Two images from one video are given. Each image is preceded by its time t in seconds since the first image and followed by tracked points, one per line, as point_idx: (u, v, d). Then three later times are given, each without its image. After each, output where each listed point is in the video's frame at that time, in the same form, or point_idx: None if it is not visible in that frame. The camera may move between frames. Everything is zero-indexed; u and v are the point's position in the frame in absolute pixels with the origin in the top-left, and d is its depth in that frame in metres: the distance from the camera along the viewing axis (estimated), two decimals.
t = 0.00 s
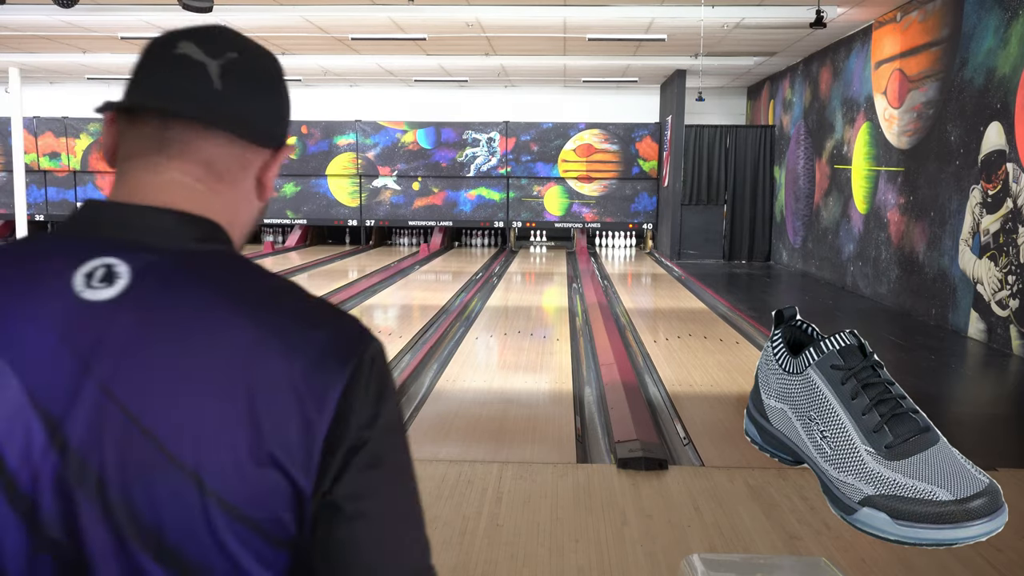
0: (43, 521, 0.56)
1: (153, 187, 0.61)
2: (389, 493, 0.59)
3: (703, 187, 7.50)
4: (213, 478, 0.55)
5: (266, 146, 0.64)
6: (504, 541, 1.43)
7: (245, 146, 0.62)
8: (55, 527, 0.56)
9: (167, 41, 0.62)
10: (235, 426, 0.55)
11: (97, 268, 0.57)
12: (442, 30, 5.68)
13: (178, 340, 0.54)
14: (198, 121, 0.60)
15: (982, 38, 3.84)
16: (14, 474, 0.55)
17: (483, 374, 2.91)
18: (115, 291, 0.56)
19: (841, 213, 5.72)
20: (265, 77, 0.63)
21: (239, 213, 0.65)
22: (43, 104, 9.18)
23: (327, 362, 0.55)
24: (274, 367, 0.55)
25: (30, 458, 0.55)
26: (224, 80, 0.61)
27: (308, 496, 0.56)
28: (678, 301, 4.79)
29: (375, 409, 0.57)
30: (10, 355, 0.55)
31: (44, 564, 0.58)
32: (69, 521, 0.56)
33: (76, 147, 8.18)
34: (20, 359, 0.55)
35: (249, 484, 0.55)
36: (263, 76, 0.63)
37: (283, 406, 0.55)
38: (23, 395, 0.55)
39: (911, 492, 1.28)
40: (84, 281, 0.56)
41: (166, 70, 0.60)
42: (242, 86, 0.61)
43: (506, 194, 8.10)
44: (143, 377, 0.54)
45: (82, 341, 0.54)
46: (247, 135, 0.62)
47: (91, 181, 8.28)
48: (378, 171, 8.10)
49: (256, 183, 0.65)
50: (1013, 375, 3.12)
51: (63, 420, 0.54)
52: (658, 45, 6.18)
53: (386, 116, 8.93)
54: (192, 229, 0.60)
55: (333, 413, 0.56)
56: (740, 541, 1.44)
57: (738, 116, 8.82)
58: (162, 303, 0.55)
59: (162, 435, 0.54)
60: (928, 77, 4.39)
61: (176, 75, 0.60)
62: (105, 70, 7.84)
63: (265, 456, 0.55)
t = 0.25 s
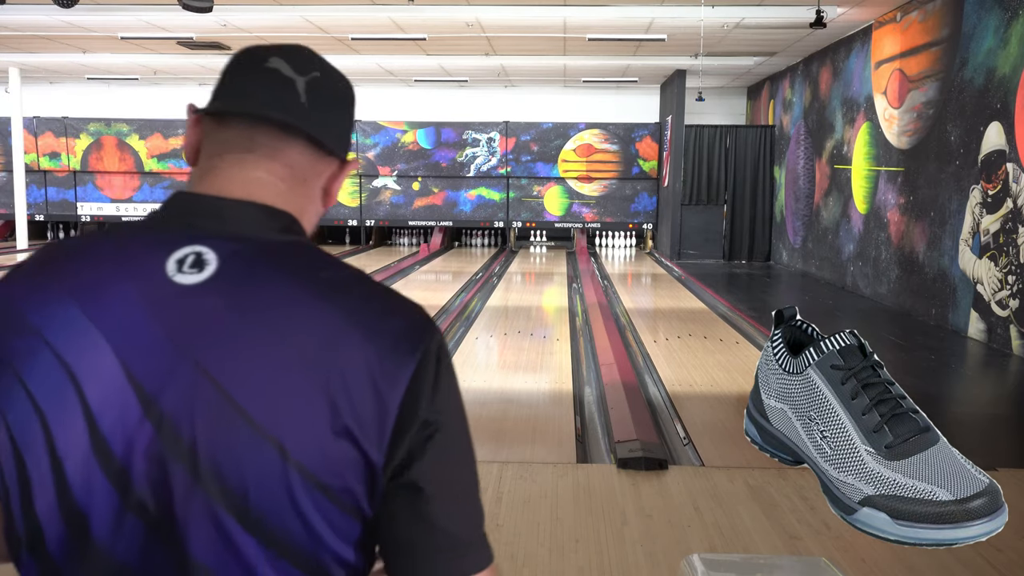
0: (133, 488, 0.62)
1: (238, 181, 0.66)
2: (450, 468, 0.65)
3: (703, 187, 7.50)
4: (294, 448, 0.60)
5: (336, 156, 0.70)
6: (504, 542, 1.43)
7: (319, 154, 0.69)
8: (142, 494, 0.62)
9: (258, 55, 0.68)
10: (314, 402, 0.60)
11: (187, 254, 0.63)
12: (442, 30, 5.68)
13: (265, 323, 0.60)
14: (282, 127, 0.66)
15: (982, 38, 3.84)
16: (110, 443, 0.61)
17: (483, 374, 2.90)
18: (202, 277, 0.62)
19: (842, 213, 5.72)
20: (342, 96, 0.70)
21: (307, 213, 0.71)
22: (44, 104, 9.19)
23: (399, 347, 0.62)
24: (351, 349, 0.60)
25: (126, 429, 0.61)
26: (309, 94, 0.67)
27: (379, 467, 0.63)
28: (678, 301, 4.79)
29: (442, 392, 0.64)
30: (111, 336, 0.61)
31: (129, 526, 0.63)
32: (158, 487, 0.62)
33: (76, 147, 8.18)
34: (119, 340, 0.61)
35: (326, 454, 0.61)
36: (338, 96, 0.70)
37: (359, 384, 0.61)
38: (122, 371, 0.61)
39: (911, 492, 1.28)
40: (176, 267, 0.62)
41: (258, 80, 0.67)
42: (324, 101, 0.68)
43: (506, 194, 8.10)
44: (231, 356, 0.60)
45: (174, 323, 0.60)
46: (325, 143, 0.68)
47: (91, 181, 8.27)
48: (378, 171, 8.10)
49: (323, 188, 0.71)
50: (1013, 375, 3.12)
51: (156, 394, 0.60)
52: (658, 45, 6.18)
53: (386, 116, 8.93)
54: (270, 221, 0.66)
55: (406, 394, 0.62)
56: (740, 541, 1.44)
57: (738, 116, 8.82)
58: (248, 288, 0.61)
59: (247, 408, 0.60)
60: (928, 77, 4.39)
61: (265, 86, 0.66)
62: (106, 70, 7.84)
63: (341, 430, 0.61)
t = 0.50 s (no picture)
0: (165, 466, 0.62)
1: (281, 183, 0.69)
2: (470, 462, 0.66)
3: (703, 187, 7.51)
4: (323, 434, 0.61)
5: (376, 162, 0.72)
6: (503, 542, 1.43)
7: (359, 162, 0.71)
8: (174, 473, 0.62)
9: (308, 65, 0.71)
10: (342, 391, 0.62)
11: (229, 247, 0.65)
12: (442, 30, 5.68)
13: (298, 312, 0.62)
14: (325, 134, 0.69)
15: (982, 38, 3.84)
16: (146, 422, 0.62)
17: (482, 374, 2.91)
18: (242, 269, 0.64)
19: (842, 213, 5.71)
20: (386, 108, 0.73)
21: (345, 216, 0.73)
22: (44, 103, 9.20)
23: (426, 343, 0.63)
24: (379, 342, 0.62)
25: (161, 410, 0.62)
26: (353, 104, 0.70)
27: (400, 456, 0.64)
28: (678, 301, 4.79)
29: (464, 388, 0.66)
30: (153, 317, 0.62)
31: (160, 505, 0.63)
32: (188, 468, 0.62)
33: (77, 147, 8.19)
34: (160, 322, 0.62)
35: (352, 440, 0.62)
36: (381, 107, 0.72)
37: (386, 374, 0.62)
38: (160, 352, 0.62)
39: (910, 492, 1.28)
40: (218, 258, 0.64)
41: (306, 87, 0.69)
42: (368, 112, 0.70)
43: (506, 194, 8.10)
44: (266, 341, 0.61)
45: (214, 309, 0.62)
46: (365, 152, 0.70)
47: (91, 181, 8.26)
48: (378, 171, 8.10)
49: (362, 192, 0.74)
50: (1013, 375, 3.12)
51: (193, 376, 0.61)
52: (658, 45, 6.18)
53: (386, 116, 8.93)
54: (308, 218, 0.69)
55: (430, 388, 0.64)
56: (741, 540, 1.44)
57: (738, 116, 8.82)
58: (285, 280, 0.63)
59: (279, 393, 0.61)
60: (928, 77, 4.39)
61: (313, 93, 0.69)
62: (105, 70, 7.84)
63: (367, 417, 0.62)
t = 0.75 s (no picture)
0: (175, 456, 0.62)
1: (297, 185, 0.71)
2: (481, 456, 0.67)
3: (703, 187, 7.51)
4: (332, 426, 0.61)
5: (395, 164, 0.72)
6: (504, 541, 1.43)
7: (378, 163, 0.72)
8: (184, 463, 0.62)
9: (330, 71, 0.73)
10: (351, 383, 0.61)
11: (244, 246, 0.66)
12: (442, 30, 5.68)
13: (307, 305, 0.62)
14: (339, 135, 0.70)
15: (982, 38, 3.84)
16: (160, 413, 0.62)
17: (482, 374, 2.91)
18: (257, 266, 0.64)
19: (842, 213, 5.71)
20: (402, 107, 0.73)
21: (366, 218, 0.74)
22: (44, 103, 9.20)
23: (434, 338, 0.64)
24: (385, 336, 0.62)
25: (175, 400, 0.62)
26: (368, 103, 0.70)
27: (409, 448, 0.65)
28: (678, 301, 4.79)
29: (472, 383, 0.66)
30: (167, 310, 0.63)
31: (169, 495, 0.62)
32: (197, 457, 0.62)
33: (77, 147, 8.19)
34: (175, 315, 0.63)
35: (360, 432, 0.62)
36: (401, 108, 0.72)
37: (394, 366, 0.62)
38: (175, 345, 0.63)
39: (910, 492, 1.28)
40: (234, 256, 0.65)
41: (322, 90, 0.71)
42: (383, 111, 0.71)
43: (506, 194, 8.10)
44: (275, 333, 0.61)
45: (227, 302, 0.63)
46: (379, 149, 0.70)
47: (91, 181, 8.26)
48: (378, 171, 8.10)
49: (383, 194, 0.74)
50: (1013, 375, 3.12)
51: (206, 367, 0.62)
52: (658, 45, 6.18)
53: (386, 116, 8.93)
54: (320, 219, 0.69)
55: (440, 382, 0.64)
56: (741, 540, 1.44)
57: (738, 116, 8.82)
58: (297, 276, 0.64)
59: (289, 384, 0.61)
60: (928, 77, 4.39)
61: (330, 96, 0.70)
62: (105, 70, 7.84)
63: (375, 409, 0.62)
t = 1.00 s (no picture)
0: (191, 439, 0.63)
1: (307, 186, 0.73)
2: (495, 436, 0.69)
3: (702, 187, 7.51)
4: (347, 407, 0.63)
5: (402, 165, 0.74)
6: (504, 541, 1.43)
7: (384, 164, 0.73)
8: (200, 444, 0.63)
9: (339, 82, 0.76)
10: (365, 366, 0.63)
11: (258, 242, 0.69)
12: (442, 30, 5.68)
13: (321, 294, 0.64)
14: (345, 139, 0.72)
15: (982, 38, 3.84)
16: (177, 397, 0.63)
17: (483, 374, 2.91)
18: (271, 259, 0.67)
19: (841, 213, 5.71)
20: (406, 110, 0.75)
21: (374, 219, 0.75)
22: (44, 103, 9.21)
23: (442, 328, 0.66)
24: (396, 321, 0.64)
25: (193, 384, 0.63)
26: (371, 107, 0.73)
27: (417, 432, 0.66)
28: (678, 301, 4.79)
29: (481, 370, 0.68)
30: (186, 300, 0.65)
31: (186, 477, 0.63)
32: (213, 440, 0.63)
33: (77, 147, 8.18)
34: (193, 304, 0.65)
35: (373, 414, 0.63)
36: (407, 113, 0.75)
37: (406, 349, 0.64)
38: (192, 332, 0.64)
39: (910, 492, 1.28)
40: (248, 250, 0.68)
41: (329, 98, 0.74)
42: (387, 114, 0.73)
43: (506, 194, 8.10)
44: (291, 319, 0.63)
45: (243, 292, 0.65)
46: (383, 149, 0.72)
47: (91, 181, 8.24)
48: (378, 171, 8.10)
49: (391, 194, 0.75)
50: (1013, 375, 3.12)
51: (222, 353, 0.63)
52: (658, 45, 6.18)
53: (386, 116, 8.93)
54: (327, 217, 0.71)
55: (447, 367, 0.66)
56: (741, 541, 1.44)
57: (738, 116, 8.82)
58: (311, 267, 0.66)
59: (305, 367, 0.63)
60: (928, 77, 4.39)
61: (337, 103, 0.73)
62: (105, 70, 7.84)
63: (387, 393, 0.64)
